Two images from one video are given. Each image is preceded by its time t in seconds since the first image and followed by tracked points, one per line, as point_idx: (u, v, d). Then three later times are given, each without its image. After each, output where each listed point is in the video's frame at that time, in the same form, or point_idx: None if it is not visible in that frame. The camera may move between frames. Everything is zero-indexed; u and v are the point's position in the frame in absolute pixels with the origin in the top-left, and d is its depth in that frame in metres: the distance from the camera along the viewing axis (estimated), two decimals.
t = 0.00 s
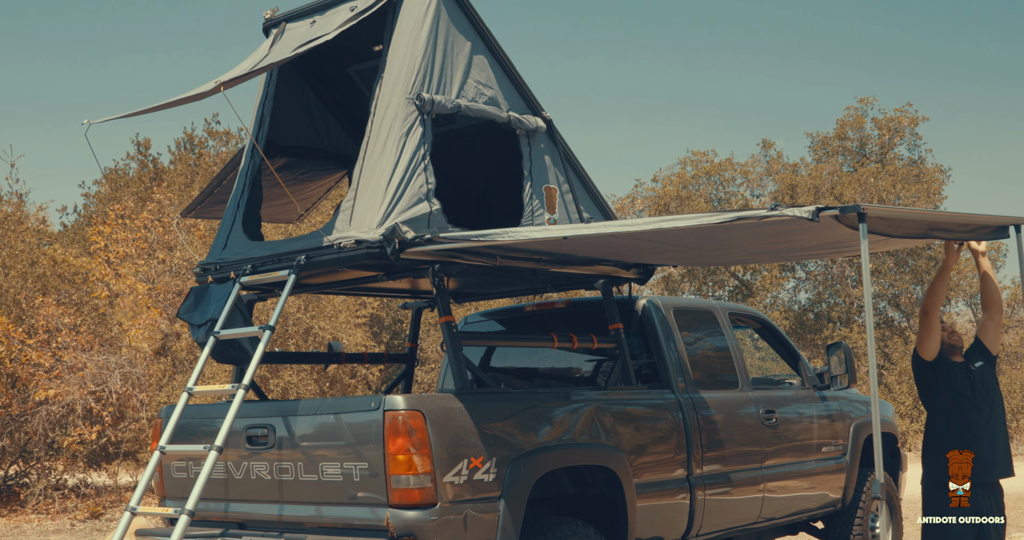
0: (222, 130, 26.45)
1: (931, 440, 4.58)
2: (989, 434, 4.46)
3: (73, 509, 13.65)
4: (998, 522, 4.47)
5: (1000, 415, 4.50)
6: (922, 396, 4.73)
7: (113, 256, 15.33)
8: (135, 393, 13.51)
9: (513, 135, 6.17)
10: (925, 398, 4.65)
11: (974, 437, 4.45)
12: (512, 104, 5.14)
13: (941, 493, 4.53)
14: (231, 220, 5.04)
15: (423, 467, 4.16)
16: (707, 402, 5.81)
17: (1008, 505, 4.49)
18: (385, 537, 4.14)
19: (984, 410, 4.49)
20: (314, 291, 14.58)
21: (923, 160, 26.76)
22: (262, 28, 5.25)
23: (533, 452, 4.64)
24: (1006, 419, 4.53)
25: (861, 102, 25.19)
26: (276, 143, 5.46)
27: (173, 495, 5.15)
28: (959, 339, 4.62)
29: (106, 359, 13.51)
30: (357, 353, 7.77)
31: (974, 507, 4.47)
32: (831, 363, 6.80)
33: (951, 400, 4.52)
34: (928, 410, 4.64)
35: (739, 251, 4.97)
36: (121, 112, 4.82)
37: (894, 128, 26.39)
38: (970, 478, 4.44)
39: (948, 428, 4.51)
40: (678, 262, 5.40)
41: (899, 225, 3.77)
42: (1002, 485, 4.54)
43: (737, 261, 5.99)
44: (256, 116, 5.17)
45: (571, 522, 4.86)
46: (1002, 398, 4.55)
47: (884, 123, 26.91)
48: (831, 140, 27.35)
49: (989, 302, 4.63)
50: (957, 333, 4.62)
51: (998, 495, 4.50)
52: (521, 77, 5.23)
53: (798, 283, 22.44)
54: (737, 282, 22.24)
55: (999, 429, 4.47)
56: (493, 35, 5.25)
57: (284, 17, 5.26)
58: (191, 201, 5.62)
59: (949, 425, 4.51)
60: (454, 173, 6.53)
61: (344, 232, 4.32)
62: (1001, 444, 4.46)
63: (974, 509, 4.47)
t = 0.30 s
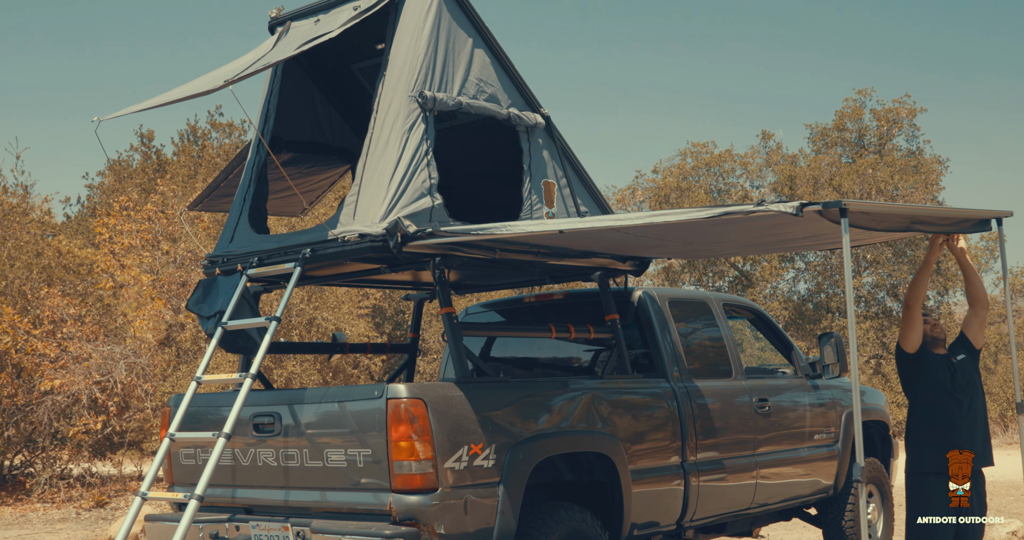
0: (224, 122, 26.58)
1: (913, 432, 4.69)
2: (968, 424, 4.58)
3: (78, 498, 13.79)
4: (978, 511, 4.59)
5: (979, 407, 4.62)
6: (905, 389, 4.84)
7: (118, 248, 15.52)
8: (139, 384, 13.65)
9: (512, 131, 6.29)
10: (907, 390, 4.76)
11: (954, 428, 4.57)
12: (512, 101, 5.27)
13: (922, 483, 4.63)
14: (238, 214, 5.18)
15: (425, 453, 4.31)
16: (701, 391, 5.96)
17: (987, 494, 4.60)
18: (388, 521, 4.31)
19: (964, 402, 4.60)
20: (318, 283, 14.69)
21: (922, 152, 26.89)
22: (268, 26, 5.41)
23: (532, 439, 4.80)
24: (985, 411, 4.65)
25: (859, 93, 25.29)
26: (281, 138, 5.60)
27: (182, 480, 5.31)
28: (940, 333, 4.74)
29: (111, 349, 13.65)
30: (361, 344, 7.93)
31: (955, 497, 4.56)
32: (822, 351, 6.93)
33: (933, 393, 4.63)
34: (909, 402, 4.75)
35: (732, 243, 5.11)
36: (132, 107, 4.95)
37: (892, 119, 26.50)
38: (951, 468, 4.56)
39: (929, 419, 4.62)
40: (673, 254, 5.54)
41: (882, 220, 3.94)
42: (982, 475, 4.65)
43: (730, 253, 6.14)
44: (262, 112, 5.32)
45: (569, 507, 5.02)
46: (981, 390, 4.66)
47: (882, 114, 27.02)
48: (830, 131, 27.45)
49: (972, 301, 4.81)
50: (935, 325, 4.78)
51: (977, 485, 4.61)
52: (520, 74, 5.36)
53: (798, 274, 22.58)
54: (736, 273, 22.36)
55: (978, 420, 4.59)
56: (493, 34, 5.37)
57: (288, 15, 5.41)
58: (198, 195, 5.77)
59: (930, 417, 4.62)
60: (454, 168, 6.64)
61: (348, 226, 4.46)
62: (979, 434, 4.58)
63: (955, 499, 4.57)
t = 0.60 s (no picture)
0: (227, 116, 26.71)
1: (897, 423, 4.84)
2: (949, 416, 4.73)
3: (84, 489, 13.94)
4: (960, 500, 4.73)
5: (961, 399, 4.76)
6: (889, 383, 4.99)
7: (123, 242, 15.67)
8: (144, 376, 13.78)
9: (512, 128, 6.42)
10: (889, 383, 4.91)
11: (935, 419, 4.72)
12: (511, 100, 5.41)
13: (905, 474, 4.77)
14: (245, 210, 5.33)
15: (426, 443, 4.47)
16: (695, 383, 6.12)
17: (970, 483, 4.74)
18: (391, 508, 4.47)
19: (945, 394, 4.75)
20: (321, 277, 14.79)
21: (919, 144, 27.02)
22: (274, 27, 5.55)
23: (531, 429, 4.96)
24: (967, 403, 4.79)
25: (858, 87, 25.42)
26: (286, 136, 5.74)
27: (189, 470, 5.47)
28: (923, 327, 4.89)
29: (115, 342, 13.79)
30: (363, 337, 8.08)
31: (938, 486, 4.70)
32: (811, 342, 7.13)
33: (914, 386, 4.79)
34: (893, 395, 4.90)
35: (725, 238, 5.27)
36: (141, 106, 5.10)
37: (890, 112, 26.63)
38: (933, 458, 4.70)
39: (911, 411, 4.78)
40: (668, 250, 5.70)
41: (864, 217, 4.13)
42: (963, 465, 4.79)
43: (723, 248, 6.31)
44: (268, 112, 5.49)
45: (565, 495, 5.19)
46: (963, 382, 4.81)
47: (881, 108, 27.15)
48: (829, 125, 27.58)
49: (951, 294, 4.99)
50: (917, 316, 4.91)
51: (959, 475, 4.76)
52: (518, 74, 5.50)
53: (797, 267, 22.74)
54: (736, 265, 22.53)
55: (959, 411, 4.74)
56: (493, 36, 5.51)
57: (293, 16, 5.56)
58: (204, 192, 5.91)
59: (912, 409, 4.78)
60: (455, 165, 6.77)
61: (352, 223, 4.61)
62: (960, 425, 4.73)
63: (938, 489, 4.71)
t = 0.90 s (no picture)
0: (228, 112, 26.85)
1: (883, 416, 4.99)
2: (932, 409, 4.90)
3: (89, 482, 14.11)
4: (942, 490, 4.90)
5: (944, 393, 4.94)
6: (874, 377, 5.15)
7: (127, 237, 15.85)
8: (148, 370, 13.94)
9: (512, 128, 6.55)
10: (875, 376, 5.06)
11: (920, 413, 4.89)
12: (510, 102, 5.55)
13: (890, 465, 4.92)
14: (251, 208, 5.48)
15: (428, 434, 4.62)
16: (689, 378, 6.28)
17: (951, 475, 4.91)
18: (394, 498, 4.63)
19: (929, 388, 4.92)
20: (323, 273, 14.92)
21: (918, 139, 27.15)
22: (279, 30, 5.69)
23: (529, 421, 5.11)
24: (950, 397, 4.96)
25: (856, 83, 25.54)
26: (291, 136, 5.88)
27: (198, 461, 5.63)
28: (909, 323, 5.04)
29: (119, 337, 13.95)
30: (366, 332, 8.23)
31: (922, 477, 4.87)
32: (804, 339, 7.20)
33: (900, 379, 4.95)
34: (878, 389, 5.06)
35: (717, 236, 5.42)
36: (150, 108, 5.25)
37: (888, 108, 26.74)
38: (917, 451, 4.86)
39: (896, 404, 4.94)
40: (662, 247, 5.86)
41: (849, 217, 4.29)
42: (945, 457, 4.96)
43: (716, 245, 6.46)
44: (274, 112, 5.64)
45: (563, 486, 5.35)
46: (946, 377, 4.98)
47: (879, 103, 27.24)
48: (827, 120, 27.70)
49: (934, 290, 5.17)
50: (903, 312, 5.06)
51: (942, 467, 4.92)
52: (517, 76, 5.65)
53: (795, 261, 22.92)
54: (734, 260, 22.72)
55: (942, 405, 4.91)
56: (492, 39, 5.66)
57: (298, 19, 5.70)
58: (211, 191, 6.06)
59: (898, 402, 4.93)
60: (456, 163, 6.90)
61: (356, 222, 4.75)
62: (943, 418, 4.90)
63: (922, 479, 4.87)
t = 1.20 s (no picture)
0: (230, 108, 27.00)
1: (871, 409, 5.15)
2: (919, 404, 5.05)
3: (94, 476, 14.28)
4: (927, 483, 5.05)
5: (928, 389, 5.10)
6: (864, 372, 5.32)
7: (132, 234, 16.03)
8: (152, 366, 14.11)
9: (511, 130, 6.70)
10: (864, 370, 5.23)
11: (906, 407, 5.04)
12: (509, 105, 5.70)
13: (877, 458, 5.07)
14: (258, 208, 5.63)
15: (430, 428, 4.78)
16: (684, 373, 6.44)
17: (936, 470, 5.06)
18: (397, 489, 4.79)
19: (915, 384, 5.08)
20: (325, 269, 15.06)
21: (915, 136, 27.30)
22: (284, 34, 5.84)
23: (529, 415, 5.28)
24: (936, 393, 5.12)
25: (854, 79, 25.68)
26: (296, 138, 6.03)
27: (207, 454, 5.80)
28: (898, 320, 5.20)
29: (124, 333, 14.11)
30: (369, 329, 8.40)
31: (908, 470, 5.02)
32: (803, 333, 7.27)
33: (889, 373, 5.11)
34: (868, 383, 5.22)
35: (711, 236, 5.59)
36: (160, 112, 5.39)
37: (886, 104, 26.88)
38: (903, 444, 5.01)
39: (884, 398, 5.10)
40: (658, 246, 6.02)
41: (838, 218, 4.49)
42: (931, 452, 5.11)
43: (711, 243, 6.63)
44: (279, 115, 5.79)
45: (561, 478, 5.52)
46: (932, 374, 5.15)
47: (877, 99, 27.38)
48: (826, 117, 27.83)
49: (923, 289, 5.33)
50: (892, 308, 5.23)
51: (927, 461, 5.07)
52: (516, 79, 5.80)
53: (794, 257, 23.14)
54: (733, 257, 22.92)
55: (927, 400, 5.07)
56: (492, 42, 5.81)
57: (303, 24, 5.85)
58: (219, 191, 6.21)
59: (886, 396, 5.09)
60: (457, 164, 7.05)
61: (360, 222, 4.89)
62: (929, 413, 5.05)
63: (907, 472, 5.02)
